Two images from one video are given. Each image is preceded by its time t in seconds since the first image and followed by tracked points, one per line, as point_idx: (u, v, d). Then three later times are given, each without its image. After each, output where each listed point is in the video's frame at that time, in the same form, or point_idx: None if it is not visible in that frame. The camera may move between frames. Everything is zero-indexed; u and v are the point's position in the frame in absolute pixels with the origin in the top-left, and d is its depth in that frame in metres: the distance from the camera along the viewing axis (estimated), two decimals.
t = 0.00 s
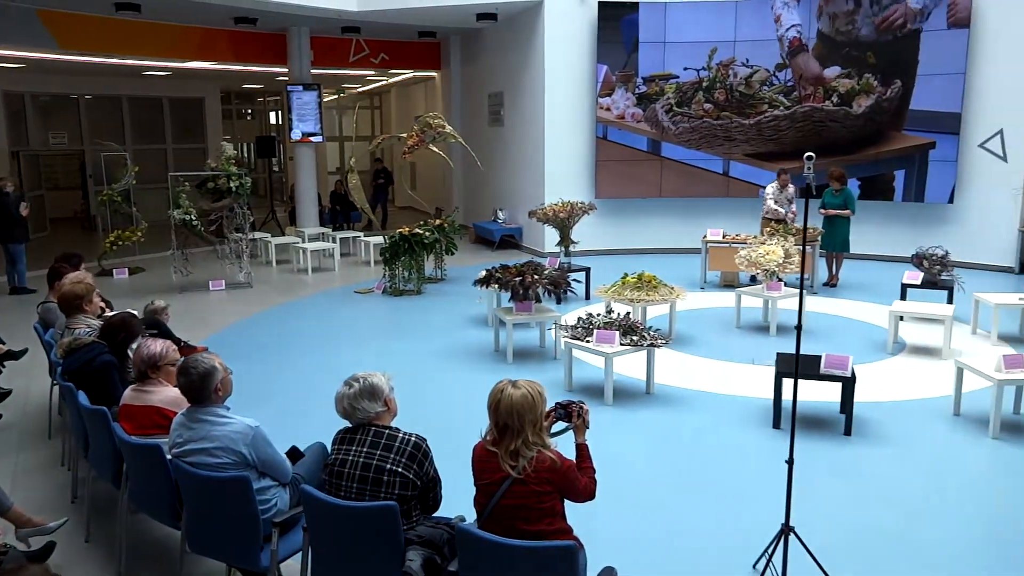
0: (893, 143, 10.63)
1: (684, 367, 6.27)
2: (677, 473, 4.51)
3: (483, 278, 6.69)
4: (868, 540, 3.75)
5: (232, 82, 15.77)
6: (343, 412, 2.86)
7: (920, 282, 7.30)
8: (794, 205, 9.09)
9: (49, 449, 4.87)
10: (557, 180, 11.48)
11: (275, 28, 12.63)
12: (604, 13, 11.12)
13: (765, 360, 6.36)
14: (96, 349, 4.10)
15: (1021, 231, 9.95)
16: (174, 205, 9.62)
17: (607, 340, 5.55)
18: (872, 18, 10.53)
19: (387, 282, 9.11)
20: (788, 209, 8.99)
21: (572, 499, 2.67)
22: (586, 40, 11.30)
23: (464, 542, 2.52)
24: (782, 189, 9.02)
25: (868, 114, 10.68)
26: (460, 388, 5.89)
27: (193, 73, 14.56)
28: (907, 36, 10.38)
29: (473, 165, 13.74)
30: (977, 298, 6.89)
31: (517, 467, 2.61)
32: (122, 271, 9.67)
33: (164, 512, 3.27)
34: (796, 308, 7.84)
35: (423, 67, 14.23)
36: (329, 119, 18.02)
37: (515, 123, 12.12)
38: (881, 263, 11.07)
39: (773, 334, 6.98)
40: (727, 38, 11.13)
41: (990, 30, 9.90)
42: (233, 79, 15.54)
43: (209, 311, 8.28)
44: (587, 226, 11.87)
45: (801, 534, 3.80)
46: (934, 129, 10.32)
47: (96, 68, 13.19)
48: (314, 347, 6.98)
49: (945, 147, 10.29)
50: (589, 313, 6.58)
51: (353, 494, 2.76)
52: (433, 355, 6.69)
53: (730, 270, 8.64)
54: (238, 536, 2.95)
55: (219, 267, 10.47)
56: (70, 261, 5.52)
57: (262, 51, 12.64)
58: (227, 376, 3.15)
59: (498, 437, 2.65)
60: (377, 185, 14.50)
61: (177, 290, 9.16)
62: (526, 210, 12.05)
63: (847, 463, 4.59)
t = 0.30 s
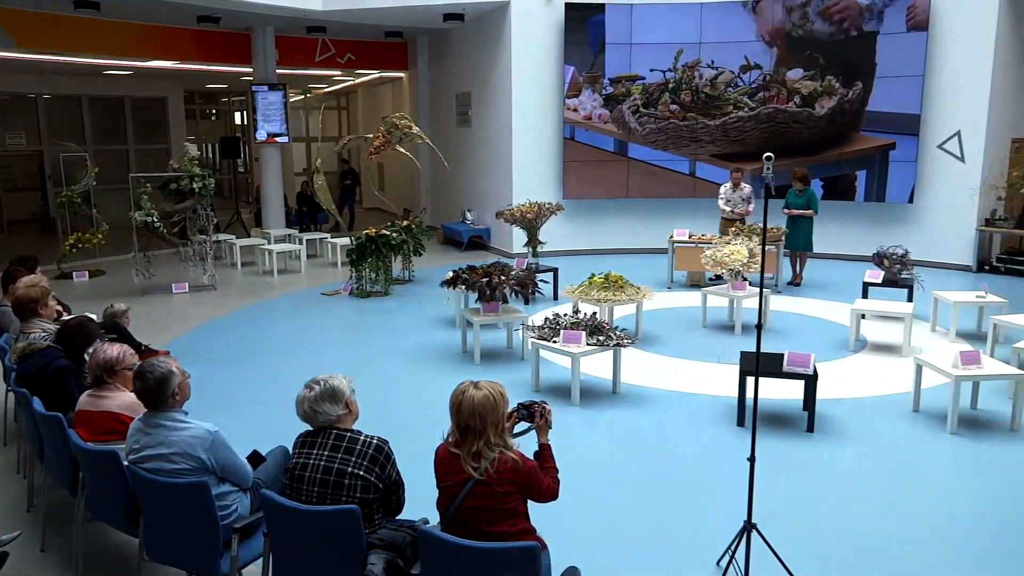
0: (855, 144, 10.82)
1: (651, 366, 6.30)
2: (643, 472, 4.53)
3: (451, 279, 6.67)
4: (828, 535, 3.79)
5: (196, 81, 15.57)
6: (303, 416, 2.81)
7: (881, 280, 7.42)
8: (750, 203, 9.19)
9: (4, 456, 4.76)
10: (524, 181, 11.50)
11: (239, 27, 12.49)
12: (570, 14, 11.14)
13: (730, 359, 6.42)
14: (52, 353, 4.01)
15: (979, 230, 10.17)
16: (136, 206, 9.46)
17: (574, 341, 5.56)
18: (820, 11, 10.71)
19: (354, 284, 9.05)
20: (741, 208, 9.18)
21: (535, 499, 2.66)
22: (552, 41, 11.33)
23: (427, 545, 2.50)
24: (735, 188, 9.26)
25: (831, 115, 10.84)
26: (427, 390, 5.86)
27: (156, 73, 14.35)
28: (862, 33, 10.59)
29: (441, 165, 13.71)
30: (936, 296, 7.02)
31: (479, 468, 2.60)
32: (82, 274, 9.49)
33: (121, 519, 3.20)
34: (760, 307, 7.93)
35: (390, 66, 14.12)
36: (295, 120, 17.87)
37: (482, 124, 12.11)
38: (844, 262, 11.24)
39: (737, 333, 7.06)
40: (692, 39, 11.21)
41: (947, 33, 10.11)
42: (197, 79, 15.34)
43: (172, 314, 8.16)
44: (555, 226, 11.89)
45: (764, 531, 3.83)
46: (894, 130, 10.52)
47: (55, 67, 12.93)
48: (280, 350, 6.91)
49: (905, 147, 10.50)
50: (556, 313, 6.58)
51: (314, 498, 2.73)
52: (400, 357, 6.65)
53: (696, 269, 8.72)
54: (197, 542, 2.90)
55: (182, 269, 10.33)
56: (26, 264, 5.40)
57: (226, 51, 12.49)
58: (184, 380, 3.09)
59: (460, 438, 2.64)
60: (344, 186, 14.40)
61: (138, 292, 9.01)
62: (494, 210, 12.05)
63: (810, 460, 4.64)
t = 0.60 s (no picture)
0: (822, 144, 10.96)
1: (622, 366, 6.33)
2: (613, 470, 4.55)
3: (422, 281, 6.65)
4: (795, 532, 3.84)
5: (163, 81, 15.38)
6: (269, 419, 2.78)
7: (849, 278, 7.52)
8: (707, 203, 9.23)
9: None
10: (496, 181, 11.50)
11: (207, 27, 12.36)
12: (540, 15, 11.16)
13: (700, 358, 6.47)
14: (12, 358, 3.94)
15: (943, 229, 10.35)
16: (101, 208, 9.32)
17: (545, 341, 5.57)
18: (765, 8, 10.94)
19: (325, 285, 8.99)
20: (698, 207, 9.26)
21: (503, 500, 2.66)
22: (523, 42, 11.35)
23: (394, 548, 2.49)
24: (695, 188, 9.32)
25: (799, 116, 10.97)
26: (397, 392, 5.83)
27: (122, 73, 14.15)
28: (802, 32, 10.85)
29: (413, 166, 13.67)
30: (902, 294, 7.13)
31: (447, 469, 2.60)
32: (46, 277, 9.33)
33: (84, 527, 3.15)
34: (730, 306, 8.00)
35: (360, 67, 14.06)
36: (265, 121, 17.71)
37: (454, 124, 12.09)
38: (812, 261, 11.38)
39: (707, 332, 7.12)
40: (661, 40, 11.30)
41: (911, 35, 10.28)
42: (164, 79, 15.15)
43: (139, 317, 8.05)
44: (527, 227, 11.90)
45: (733, 528, 3.86)
46: (860, 130, 10.67)
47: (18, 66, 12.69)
48: (249, 353, 6.85)
49: (871, 147, 10.66)
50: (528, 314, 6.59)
51: (281, 502, 2.70)
52: (371, 359, 6.61)
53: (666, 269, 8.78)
54: (162, 548, 2.86)
55: (150, 272, 10.19)
56: None
57: (194, 51, 12.35)
58: (148, 384, 3.03)
59: (427, 440, 2.63)
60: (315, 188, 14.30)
61: (105, 296, 8.88)
62: (466, 211, 12.04)
63: (778, 458, 4.69)
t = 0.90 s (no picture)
0: (796, 144, 11.07)
1: (598, 365, 6.35)
2: (589, 469, 4.57)
3: (397, 282, 6.63)
4: (769, 528, 3.88)
5: (135, 82, 15.20)
6: (241, 422, 2.76)
7: (822, 277, 7.61)
8: (678, 202, 9.33)
9: None
10: (473, 182, 11.49)
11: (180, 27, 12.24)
12: (515, 16, 11.17)
13: (675, 357, 6.52)
14: None
15: (914, 227, 10.49)
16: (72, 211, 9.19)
17: (521, 341, 5.58)
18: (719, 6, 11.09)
19: (301, 287, 8.93)
20: (669, 207, 9.35)
21: (477, 501, 2.66)
22: (499, 43, 11.36)
23: (368, 550, 2.49)
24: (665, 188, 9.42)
25: (772, 116, 11.07)
26: (373, 394, 5.81)
27: (93, 73, 13.97)
28: (751, 30, 11.05)
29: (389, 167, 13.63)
30: (874, 292, 7.22)
31: (421, 471, 2.59)
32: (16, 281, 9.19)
33: (53, 534, 3.10)
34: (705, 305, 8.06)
35: (336, 68, 14.00)
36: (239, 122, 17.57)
37: (430, 125, 12.07)
38: (787, 260, 11.50)
39: (683, 331, 7.17)
40: (636, 41, 11.36)
41: (881, 36, 10.42)
42: (137, 80, 14.97)
43: (111, 321, 7.94)
44: (504, 227, 11.91)
45: (707, 526, 3.89)
46: (832, 130, 10.80)
47: None
48: (224, 356, 6.78)
49: (843, 147, 10.79)
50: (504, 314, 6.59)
51: (253, 506, 2.68)
52: (347, 361, 6.58)
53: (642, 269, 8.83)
54: (132, 555, 2.83)
55: (122, 276, 10.05)
56: None
57: (166, 51, 12.23)
58: (117, 388, 2.99)
59: (401, 442, 2.62)
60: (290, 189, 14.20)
61: (76, 300, 8.75)
62: (442, 212, 12.02)
63: (752, 455, 4.73)
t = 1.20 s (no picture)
0: (773, 144, 11.15)
1: (577, 366, 6.36)
2: (568, 470, 4.56)
3: (376, 284, 6.60)
4: (746, 526, 3.90)
5: (111, 83, 15.05)
6: (213, 427, 2.73)
7: (800, 276, 7.66)
8: (652, 205, 9.36)
9: None
10: (452, 183, 11.47)
11: (155, 27, 12.13)
12: (494, 16, 11.17)
13: (654, 357, 6.54)
14: None
15: (891, 226, 10.60)
16: (45, 213, 9.07)
17: (500, 342, 5.58)
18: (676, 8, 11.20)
19: (279, 290, 8.87)
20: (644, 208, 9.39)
21: (453, 504, 2.65)
22: (478, 43, 11.34)
23: (342, 556, 2.47)
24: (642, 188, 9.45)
25: (750, 117, 11.14)
26: (352, 396, 5.78)
27: (67, 74, 13.80)
28: (704, 29, 11.18)
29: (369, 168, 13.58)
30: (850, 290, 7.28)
31: (396, 474, 2.57)
32: None
33: (23, 542, 3.05)
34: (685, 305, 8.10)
35: (315, 69, 13.94)
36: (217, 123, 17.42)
37: (410, 126, 12.04)
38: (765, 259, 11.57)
39: (662, 331, 7.19)
40: (615, 42, 11.39)
41: (856, 37, 10.52)
42: (112, 81, 14.82)
43: (86, 325, 7.85)
44: (484, 228, 11.90)
45: (685, 525, 3.90)
46: (809, 130, 10.89)
47: None
48: (201, 360, 6.72)
49: (820, 147, 10.88)
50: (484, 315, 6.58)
51: (226, 512, 2.66)
52: (325, 363, 6.54)
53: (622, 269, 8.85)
54: (104, 562, 2.79)
55: (98, 279, 9.94)
56: None
57: (142, 52, 12.11)
58: (86, 393, 2.94)
59: (376, 445, 2.60)
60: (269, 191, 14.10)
61: (50, 304, 8.64)
62: (422, 213, 11.99)
63: (729, 454, 4.75)
